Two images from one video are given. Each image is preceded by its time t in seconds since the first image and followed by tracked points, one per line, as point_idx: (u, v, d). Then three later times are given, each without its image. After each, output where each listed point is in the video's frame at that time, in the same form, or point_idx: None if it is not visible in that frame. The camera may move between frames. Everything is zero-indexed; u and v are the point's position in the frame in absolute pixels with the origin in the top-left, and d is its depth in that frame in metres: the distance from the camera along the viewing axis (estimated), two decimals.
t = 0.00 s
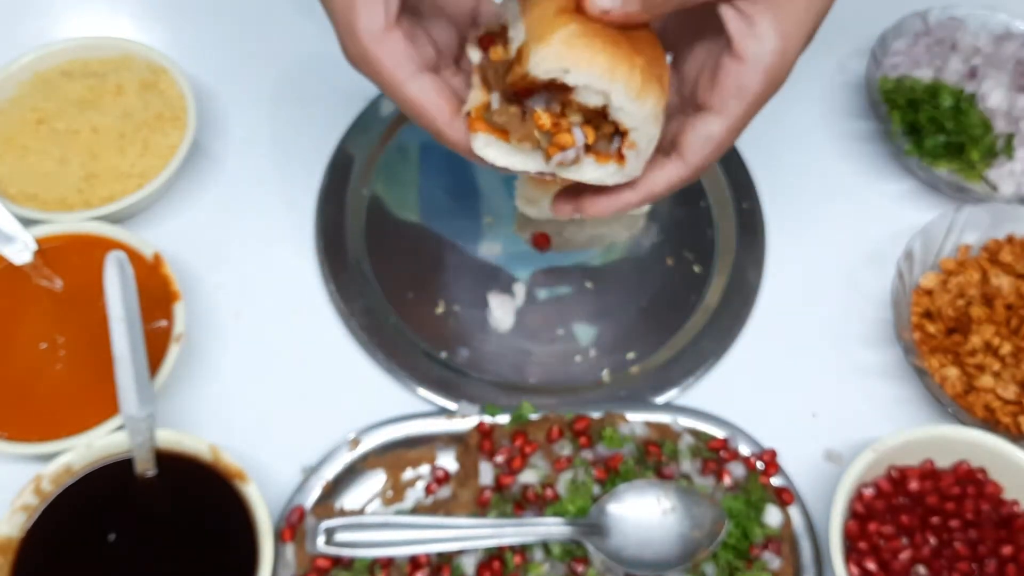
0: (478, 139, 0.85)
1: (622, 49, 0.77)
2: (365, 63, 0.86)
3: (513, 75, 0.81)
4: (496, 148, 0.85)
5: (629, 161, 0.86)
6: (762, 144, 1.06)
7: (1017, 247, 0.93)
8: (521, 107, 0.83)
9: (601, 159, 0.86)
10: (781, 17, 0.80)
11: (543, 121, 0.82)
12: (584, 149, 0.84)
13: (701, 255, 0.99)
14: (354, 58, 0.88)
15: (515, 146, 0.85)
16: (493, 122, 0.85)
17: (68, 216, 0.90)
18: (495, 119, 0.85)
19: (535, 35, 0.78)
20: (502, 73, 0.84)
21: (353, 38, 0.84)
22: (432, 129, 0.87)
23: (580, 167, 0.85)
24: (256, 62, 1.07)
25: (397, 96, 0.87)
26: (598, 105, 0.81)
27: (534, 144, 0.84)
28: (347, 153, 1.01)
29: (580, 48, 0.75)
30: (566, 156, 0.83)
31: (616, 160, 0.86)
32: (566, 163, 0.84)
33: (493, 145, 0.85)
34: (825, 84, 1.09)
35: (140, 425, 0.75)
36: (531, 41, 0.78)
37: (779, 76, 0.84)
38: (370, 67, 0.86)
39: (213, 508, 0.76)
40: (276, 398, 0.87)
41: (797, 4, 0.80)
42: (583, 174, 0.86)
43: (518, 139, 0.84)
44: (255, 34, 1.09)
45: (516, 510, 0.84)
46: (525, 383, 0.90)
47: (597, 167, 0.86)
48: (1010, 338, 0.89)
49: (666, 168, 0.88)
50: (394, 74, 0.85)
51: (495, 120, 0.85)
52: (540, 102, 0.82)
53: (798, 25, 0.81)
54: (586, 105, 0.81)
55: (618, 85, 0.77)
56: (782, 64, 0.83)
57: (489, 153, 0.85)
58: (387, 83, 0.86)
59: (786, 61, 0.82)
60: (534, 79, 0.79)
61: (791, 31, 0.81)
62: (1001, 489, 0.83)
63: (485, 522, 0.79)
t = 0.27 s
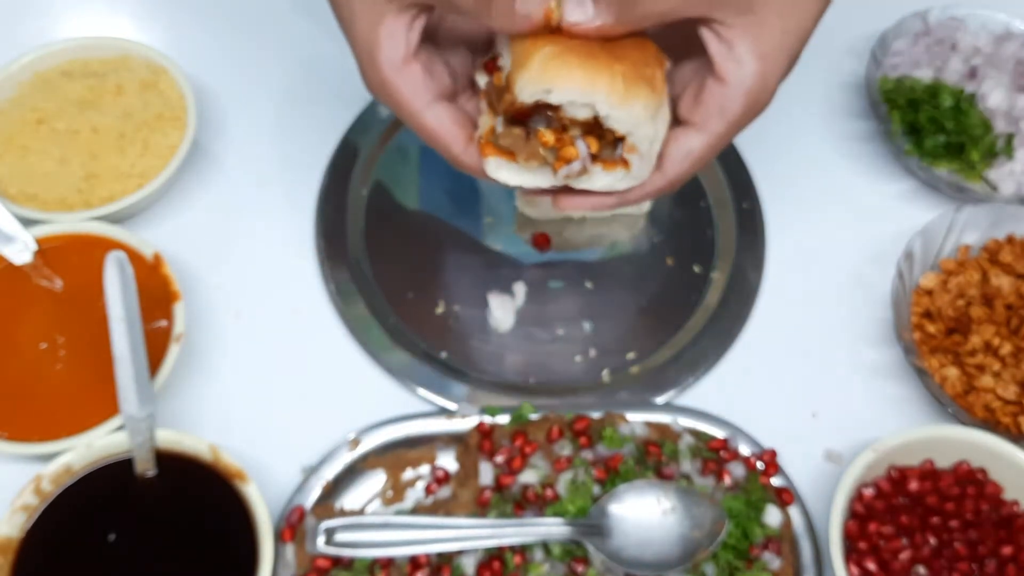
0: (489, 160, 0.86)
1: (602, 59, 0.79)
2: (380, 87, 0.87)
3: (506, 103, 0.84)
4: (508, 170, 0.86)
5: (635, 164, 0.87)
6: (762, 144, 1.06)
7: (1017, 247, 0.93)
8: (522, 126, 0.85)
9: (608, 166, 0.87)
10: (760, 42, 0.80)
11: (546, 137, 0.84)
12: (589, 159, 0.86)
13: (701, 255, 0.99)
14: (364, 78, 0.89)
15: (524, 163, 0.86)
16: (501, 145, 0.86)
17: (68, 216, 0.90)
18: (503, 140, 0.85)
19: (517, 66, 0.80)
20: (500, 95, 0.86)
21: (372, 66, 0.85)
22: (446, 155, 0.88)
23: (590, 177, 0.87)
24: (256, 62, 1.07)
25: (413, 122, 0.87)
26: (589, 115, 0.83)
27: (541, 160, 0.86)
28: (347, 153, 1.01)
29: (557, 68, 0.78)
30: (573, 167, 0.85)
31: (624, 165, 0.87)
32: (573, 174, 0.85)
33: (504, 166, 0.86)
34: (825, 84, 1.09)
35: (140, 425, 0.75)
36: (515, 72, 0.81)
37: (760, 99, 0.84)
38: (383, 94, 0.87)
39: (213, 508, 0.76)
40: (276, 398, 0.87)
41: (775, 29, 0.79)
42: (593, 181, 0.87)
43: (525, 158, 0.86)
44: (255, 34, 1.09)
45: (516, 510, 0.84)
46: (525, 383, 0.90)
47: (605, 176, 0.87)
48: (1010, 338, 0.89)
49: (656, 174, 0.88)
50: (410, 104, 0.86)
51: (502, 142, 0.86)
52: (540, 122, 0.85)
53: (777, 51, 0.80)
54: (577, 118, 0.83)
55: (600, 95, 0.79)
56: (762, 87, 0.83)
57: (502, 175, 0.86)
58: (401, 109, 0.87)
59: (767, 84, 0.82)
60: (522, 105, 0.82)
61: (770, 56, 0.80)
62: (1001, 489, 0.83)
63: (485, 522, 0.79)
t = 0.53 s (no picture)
0: (487, 174, 0.84)
1: (587, 76, 0.76)
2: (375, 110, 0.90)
3: (500, 132, 0.83)
4: (506, 183, 0.84)
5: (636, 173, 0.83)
6: (762, 144, 1.06)
7: (1017, 247, 0.93)
8: (520, 143, 0.83)
9: (608, 177, 0.83)
10: (750, 49, 0.83)
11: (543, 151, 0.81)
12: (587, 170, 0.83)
13: (701, 255, 0.99)
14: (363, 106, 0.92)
15: (523, 178, 0.84)
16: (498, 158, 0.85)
17: (68, 216, 0.90)
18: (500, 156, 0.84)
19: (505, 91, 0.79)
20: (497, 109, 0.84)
21: (365, 88, 0.88)
22: (447, 170, 0.89)
23: (589, 189, 0.84)
24: (256, 62, 1.07)
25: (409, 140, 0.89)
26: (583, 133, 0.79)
27: (539, 175, 0.83)
28: (347, 153, 1.01)
29: (543, 93, 0.76)
30: (571, 180, 0.82)
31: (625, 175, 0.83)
32: (571, 187, 0.83)
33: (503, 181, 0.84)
34: (825, 84, 1.09)
35: (140, 425, 0.75)
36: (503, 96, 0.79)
37: (757, 106, 0.86)
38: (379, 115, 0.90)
39: (213, 508, 0.76)
40: (276, 398, 0.87)
41: (764, 34, 0.83)
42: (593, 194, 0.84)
43: (523, 172, 0.84)
44: (255, 34, 1.09)
45: (516, 511, 0.84)
46: (525, 383, 0.90)
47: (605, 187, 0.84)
48: (1010, 338, 0.89)
49: (656, 185, 0.87)
50: (405, 123, 0.88)
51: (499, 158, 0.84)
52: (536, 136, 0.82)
53: (769, 56, 0.84)
54: (571, 138, 0.80)
55: (587, 111, 0.76)
56: (757, 94, 0.85)
57: (500, 188, 0.84)
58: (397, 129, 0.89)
59: (762, 90, 0.85)
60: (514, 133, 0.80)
61: (761, 60, 0.83)
62: (1001, 489, 0.83)
63: (485, 522, 0.79)
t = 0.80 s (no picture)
0: (477, 189, 0.83)
1: (589, 95, 0.77)
2: (362, 117, 0.87)
3: (495, 150, 0.83)
4: (497, 200, 0.83)
5: (627, 196, 0.84)
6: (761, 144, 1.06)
7: (1017, 247, 0.93)
8: (514, 160, 0.83)
9: (599, 199, 0.84)
10: (750, 73, 0.83)
11: (537, 168, 0.82)
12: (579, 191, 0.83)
13: (701, 255, 0.99)
14: (347, 113, 0.90)
15: (514, 195, 0.83)
16: (490, 175, 0.84)
17: (68, 216, 0.90)
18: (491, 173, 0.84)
19: (505, 108, 0.78)
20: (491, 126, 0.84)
21: (354, 93, 0.86)
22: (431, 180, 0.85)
23: (579, 211, 0.84)
24: (256, 62, 1.07)
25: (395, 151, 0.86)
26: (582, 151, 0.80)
27: (530, 194, 0.83)
28: (347, 153, 1.01)
29: (546, 111, 0.76)
30: (563, 199, 0.82)
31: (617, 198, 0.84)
32: (564, 207, 0.82)
33: (493, 196, 0.83)
34: (825, 84, 1.09)
35: (140, 425, 0.75)
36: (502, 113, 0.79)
37: (755, 129, 0.86)
38: (365, 124, 0.87)
39: (213, 508, 0.76)
40: (275, 398, 0.87)
41: (765, 60, 0.83)
42: (582, 215, 0.84)
43: (515, 189, 0.83)
44: (255, 33, 1.09)
45: (516, 511, 0.84)
46: (525, 383, 0.90)
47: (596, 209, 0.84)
48: (1010, 338, 0.89)
49: (648, 200, 0.86)
50: (393, 130, 0.85)
51: (492, 175, 0.84)
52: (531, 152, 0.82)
53: (769, 80, 0.84)
54: (569, 156, 0.81)
55: (590, 128, 0.77)
56: (756, 117, 0.85)
57: (490, 205, 0.83)
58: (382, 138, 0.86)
59: (761, 114, 0.85)
60: (512, 150, 0.80)
61: (761, 84, 0.84)
62: (1001, 489, 0.83)
63: (485, 522, 0.79)
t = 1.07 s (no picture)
0: (466, 215, 0.84)
1: (569, 126, 0.76)
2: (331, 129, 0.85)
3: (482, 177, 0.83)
4: (485, 226, 0.84)
5: (613, 221, 0.83)
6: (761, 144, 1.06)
7: (1017, 247, 0.93)
8: (499, 189, 0.83)
9: (585, 224, 0.83)
10: (742, 102, 0.81)
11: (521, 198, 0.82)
12: (564, 218, 0.83)
13: (701, 255, 0.99)
14: (315, 122, 0.87)
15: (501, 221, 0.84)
16: (477, 201, 0.84)
17: (68, 216, 0.90)
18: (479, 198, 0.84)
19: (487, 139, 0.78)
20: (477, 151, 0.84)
21: (324, 104, 0.83)
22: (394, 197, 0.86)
23: (565, 236, 0.84)
24: (256, 62, 1.07)
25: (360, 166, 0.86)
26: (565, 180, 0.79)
27: (517, 220, 0.84)
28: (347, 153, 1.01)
29: (524, 143, 0.75)
30: (547, 229, 0.82)
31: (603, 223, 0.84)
32: (548, 236, 0.83)
33: (482, 222, 0.84)
34: (825, 83, 1.09)
35: (140, 425, 0.75)
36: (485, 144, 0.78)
37: (750, 158, 0.84)
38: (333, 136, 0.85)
39: (213, 508, 0.76)
40: (275, 399, 0.87)
41: (757, 87, 0.80)
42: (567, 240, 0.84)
43: (501, 216, 0.84)
44: (255, 33, 1.09)
45: (516, 511, 0.84)
46: (525, 383, 0.90)
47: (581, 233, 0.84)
48: (1010, 338, 0.89)
49: (637, 223, 0.85)
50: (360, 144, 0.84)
51: (479, 201, 0.84)
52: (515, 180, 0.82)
53: (764, 108, 0.81)
54: (552, 187, 0.80)
55: (568, 161, 0.75)
56: (751, 145, 0.83)
57: (478, 229, 0.84)
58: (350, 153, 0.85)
59: (756, 142, 0.83)
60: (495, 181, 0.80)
61: (755, 112, 0.81)
62: (1001, 489, 0.83)
63: (485, 522, 0.79)
